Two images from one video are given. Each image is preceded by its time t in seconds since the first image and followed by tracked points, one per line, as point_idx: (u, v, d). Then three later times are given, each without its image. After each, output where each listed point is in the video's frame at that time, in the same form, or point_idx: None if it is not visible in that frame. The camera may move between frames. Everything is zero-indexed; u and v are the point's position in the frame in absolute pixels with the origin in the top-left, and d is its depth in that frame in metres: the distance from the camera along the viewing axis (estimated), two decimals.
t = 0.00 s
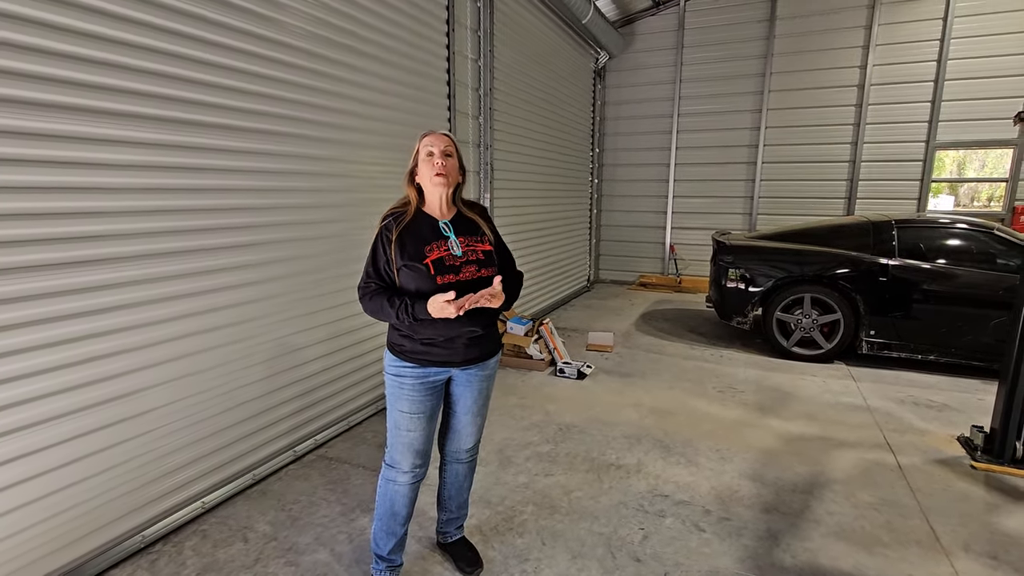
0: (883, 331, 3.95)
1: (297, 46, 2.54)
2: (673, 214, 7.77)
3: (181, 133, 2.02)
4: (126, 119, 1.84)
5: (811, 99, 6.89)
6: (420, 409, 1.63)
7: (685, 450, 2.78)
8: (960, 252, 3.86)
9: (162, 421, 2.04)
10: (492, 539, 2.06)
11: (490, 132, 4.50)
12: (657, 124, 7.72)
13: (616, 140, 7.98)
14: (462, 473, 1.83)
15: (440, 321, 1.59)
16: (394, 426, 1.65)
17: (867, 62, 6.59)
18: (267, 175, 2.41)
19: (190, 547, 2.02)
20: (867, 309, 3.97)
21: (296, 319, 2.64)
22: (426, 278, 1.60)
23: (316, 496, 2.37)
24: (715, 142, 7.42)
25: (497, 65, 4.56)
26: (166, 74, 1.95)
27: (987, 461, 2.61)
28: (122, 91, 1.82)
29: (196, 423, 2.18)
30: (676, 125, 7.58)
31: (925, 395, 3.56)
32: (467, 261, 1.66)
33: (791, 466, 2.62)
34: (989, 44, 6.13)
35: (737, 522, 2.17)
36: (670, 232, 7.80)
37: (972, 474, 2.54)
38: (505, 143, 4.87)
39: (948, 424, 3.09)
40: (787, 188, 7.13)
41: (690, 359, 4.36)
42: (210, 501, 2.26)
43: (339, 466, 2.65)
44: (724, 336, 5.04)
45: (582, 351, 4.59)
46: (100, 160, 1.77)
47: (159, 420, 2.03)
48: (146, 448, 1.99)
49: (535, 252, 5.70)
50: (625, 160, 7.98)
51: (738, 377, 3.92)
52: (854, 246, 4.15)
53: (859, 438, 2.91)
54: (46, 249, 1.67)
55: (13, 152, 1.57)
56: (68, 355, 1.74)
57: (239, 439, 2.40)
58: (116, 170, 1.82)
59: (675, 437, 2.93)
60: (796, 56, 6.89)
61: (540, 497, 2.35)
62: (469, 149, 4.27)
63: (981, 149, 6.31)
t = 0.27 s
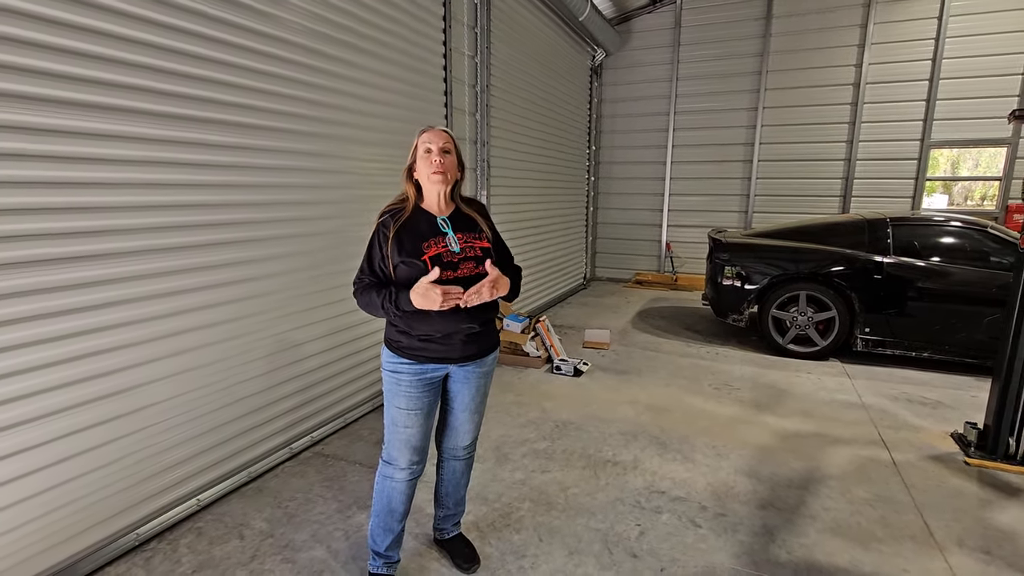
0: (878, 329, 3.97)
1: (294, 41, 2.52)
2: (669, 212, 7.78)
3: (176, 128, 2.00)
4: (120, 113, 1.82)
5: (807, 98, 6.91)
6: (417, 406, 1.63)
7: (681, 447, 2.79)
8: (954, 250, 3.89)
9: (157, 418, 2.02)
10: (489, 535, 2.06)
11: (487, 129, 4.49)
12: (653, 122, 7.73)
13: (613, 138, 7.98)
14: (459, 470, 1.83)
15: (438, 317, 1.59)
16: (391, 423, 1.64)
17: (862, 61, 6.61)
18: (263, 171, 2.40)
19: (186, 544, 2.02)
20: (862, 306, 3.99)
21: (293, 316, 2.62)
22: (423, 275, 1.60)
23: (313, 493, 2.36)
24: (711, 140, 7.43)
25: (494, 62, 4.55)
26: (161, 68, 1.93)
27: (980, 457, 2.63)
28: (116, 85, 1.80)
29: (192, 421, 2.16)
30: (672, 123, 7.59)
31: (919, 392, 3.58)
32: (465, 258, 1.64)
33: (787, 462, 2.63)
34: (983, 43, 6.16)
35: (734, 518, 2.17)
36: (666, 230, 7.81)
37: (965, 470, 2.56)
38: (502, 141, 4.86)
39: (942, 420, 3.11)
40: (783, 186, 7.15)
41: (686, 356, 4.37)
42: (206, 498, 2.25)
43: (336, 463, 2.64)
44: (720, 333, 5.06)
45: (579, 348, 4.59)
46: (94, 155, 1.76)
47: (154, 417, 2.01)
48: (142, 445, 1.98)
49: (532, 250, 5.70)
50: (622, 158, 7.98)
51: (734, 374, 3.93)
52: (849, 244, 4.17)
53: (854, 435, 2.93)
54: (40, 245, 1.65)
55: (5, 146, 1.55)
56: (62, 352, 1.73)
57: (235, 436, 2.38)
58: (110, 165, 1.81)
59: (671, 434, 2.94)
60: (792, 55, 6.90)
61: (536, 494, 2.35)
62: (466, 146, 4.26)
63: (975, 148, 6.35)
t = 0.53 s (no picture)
0: (874, 326, 3.98)
1: (289, 37, 2.51)
2: (666, 210, 7.79)
3: (170, 124, 1.99)
4: (114, 109, 1.80)
5: (804, 95, 6.92)
6: (414, 403, 1.63)
7: (678, 444, 2.80)
8: (949, 248, 3.90)
9: (153, 416, 2.02)
10: (486, 532, 2.06)
11: (484, 126, 4.48)
12: (650, 119, 7.73)
13: (610, 135, 7.97)
14: (457, 467, 1.83)
15: (436, 313, 1.58)
16: (388, 420, 1.64)
17: (858, 59, 6.62)
18: (258, 167, 2.39)
19: (182, 542, 2.01)
20: (858, 304, 4.00)
21: (289, 314, 2.62)
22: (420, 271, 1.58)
23: (309, 491, 2.36)
24: (708, 138, 7.43)
25: (490, 58, 4.54)
26: (155, 64, 1.92)
27: (975, 454, 2.65)
28: (109, 80, 1.78)
29: (187, 418, 2.15)
30: (669, 121, 7.59)
31: (914, 389, 3.60)
32: (461, 254, 1.64)
33: (783, 459, 2.64)
34: (978, 41, 6.18)
35: (730, 515, 2.18)
36: (663, 228, 7.82)
37: (960, 466, 2.57)
38: (499, 138, 4.85)
39: (937, 417, 3.13)
40: (779, 184, 7.16)
41: (683, 354, 4.38)
42: (202, 496, 2.24)
43: (333, 460, 2.64)
44: (716, 330, 5.07)
45: (576, 346, 4.59)
46: (88, 151, 1.74)
47: (149, 415, 2.00)
48: (137, 442, 1.97)
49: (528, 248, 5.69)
50: (619, 155, 7.98)
51: (730, 372, 3.94)
52: (845, 241, 4.18)
53: (849, 431, 2.94)
54: (34, 241, 1.64)
55: None
56: (56, 349, 1.72)
57: (231, 434, 2.38)
58: (104, 160, 1.79)
59: (667, 431, 2.95)
60: (789, 52, 6.91)
61: (533, 491, 2.35)
62: (463, 143, 4.25)
63: (970, 146, 6.37)
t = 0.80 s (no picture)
0: (872, 325, 3.99)
1: (287, 34, 2.49)
2: (664, 208, 7.79)
3: (167, 120, 1.98)
4: (110, 105, 1.79)
5: (803, 94, 6.92)
6: (412, 402, 1.62)
7: (676, 442, 2.80)
8: (947, 246, 3.91)
9: (149, 414, 2.01)
10: (484, 530, 2.06)
11: (482, 124, 4.48)
12: (649, 118, 7.72)
13: (608, 133, 7.97)
14: (455, 466, 1.83)
15: (434, 312, 1.58)
16: (386, 418, 1.64)
17: (857, 57, 6.62)
18: (255, 164, 2.38)
19: (179, 540, 2.00)
20: (856, 302, 4.00)
21: (287, 311, 2.62)
22: (418, 270, 1.58)
23: (307, 489, 2.35)
24: (707, 136, 7.43)
25: (489, 56, 4.53)
26: (152, 60, 1.91)
27: (972, 452, 2.65)
28: (106, 77, 1.77)
29: (183, 417, 2.15)
30: (668, 119, 7.58)
31: (911, 387, 3.60)
32: (460, 253, 1.64)
33: (781, 457, 2.64)
34: (976, 40, 6.19)
35: (728, 513, 2.18)
36: (661, 226, 7.82)
37: (957, 464, 2.58)
38: (497, 136, 4.84)
39: (934, 415, 3.13)
40: (777, 182, 7.17)
41: (681, 352, 4.38)
42: (200, 494, 2.23)
43: (330, 458, 2.63)
44: (715, 329, 5.07)
45: (574, 344, 4.59)
46: (84, 148, 1.73)
47: (146, 413, 2.00)
48: (134, 441, 1.96)
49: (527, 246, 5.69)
50: (617, 153, 7.97)
51: (728, 370, 3.94)
52: (843, 240, 4.18)
53: (847, 429, 2.95)
54: (30, 238, 1.63)
55: None
56: (52, 346, 1.71)
57: (228, 432, 2.37)
58: (101, 157, 1.78)
59: (665, 429, 2.95)
60: (787, 50, 6.90)
61: (532, 489, 2.35)
62: (461, 140, 4.24)
63: (968, 144, 6.38)
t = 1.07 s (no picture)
0: (871, 324, 3.98)
1: (286, 32, 2.48)
2: (664, 208, 7.78)
3: (166, 118, 1.97)
4: (107, 103, 1.78)
5: (802, 93, 6.92)
6: (411, 400, 1.62)
7: (675, 441, 2.80)
8: (947, 246, 3.90)
9: (148, 412, 2.01)
10: (483, 530, 2.05)
11: (482, 123, 4.47)
12: (649, 117, 7.72)
13: (608, 132, 7.96)
14: (454, 465, 1.82)
15: (433, 311, 1.57)
16: (385, 417, 1.63)
17: (857, 57, 6.61)
18: (255, 163, 2.37)
19: (177, 539, 2.00)
20: (856, 302, 4.00)
21: (286, 310, 2.62)
22: (418, 269, 1.58)
23: (306, 488, 2.35)
24: (706, 136, 7.42)
25: (489, 55, 4.52)
26: (151, 58, 1.90)
27: (971, 451, 2.65)
28: (104, 74, 1.76)
29: (182, 415, 2.14)
30: (668, 118, 7.57)
31: (911, 387, 3.60)
32: (460, 252, 1.64)
33: (780, 457, 2.64)
34: (977, 40, 6.18)
35: (727, 512, 2.18)
36: (660, 226, 7.82)
37: (956, 464, 2.58)
38: (497, 135, 4.83)
39: (934, 415, 3.13)
40: (777, 181, 7.16)
41: (680, 351, 4.38)
42: (198, 493, 2.23)
43: (329, 457, 2.63)
44: (714, 328, 5.07)
45: (573, 343, 4.59)
46: (84, 145, 1.73)
47: (145, 411, 1.99)
48: (131, 439, 1.96)
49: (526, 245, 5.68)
50: (617, 153, 7.97)
51: (728, 370, 3.94)
52: (843, 239, 4.18)
53: (847, 429, 2.94)
54: (29, 236, 1.62)
55: None
56: (52, 344, 1.71)
57: (227, 431, 2.37)
58: (100, 155, 1.78)
59: (664, 428, 2.95)
60: (788, 50, 6.89)
61: (531, 488, 2.35)
62: (461, 139, 4.23)
63: (968, 144, 6.37)
